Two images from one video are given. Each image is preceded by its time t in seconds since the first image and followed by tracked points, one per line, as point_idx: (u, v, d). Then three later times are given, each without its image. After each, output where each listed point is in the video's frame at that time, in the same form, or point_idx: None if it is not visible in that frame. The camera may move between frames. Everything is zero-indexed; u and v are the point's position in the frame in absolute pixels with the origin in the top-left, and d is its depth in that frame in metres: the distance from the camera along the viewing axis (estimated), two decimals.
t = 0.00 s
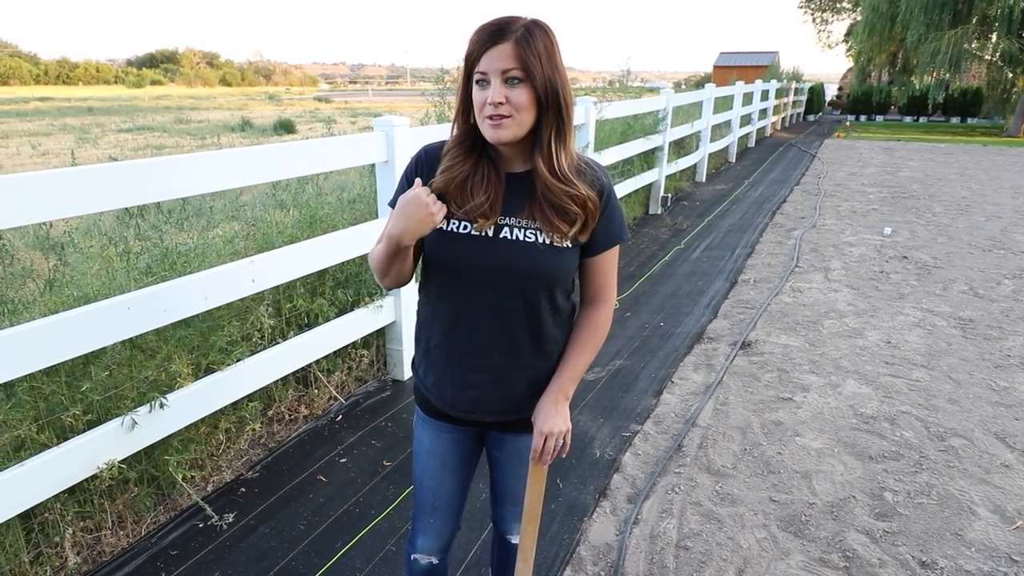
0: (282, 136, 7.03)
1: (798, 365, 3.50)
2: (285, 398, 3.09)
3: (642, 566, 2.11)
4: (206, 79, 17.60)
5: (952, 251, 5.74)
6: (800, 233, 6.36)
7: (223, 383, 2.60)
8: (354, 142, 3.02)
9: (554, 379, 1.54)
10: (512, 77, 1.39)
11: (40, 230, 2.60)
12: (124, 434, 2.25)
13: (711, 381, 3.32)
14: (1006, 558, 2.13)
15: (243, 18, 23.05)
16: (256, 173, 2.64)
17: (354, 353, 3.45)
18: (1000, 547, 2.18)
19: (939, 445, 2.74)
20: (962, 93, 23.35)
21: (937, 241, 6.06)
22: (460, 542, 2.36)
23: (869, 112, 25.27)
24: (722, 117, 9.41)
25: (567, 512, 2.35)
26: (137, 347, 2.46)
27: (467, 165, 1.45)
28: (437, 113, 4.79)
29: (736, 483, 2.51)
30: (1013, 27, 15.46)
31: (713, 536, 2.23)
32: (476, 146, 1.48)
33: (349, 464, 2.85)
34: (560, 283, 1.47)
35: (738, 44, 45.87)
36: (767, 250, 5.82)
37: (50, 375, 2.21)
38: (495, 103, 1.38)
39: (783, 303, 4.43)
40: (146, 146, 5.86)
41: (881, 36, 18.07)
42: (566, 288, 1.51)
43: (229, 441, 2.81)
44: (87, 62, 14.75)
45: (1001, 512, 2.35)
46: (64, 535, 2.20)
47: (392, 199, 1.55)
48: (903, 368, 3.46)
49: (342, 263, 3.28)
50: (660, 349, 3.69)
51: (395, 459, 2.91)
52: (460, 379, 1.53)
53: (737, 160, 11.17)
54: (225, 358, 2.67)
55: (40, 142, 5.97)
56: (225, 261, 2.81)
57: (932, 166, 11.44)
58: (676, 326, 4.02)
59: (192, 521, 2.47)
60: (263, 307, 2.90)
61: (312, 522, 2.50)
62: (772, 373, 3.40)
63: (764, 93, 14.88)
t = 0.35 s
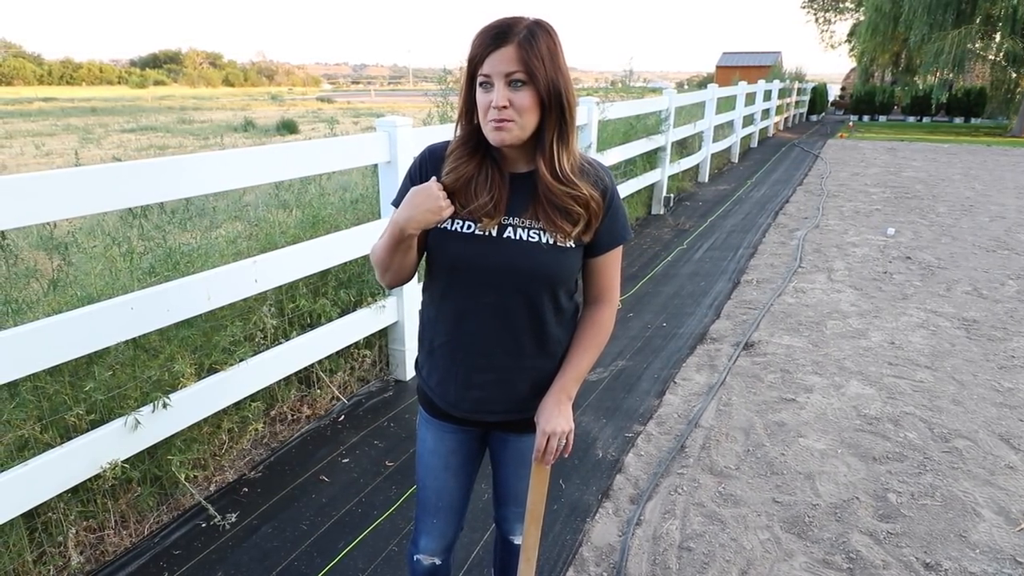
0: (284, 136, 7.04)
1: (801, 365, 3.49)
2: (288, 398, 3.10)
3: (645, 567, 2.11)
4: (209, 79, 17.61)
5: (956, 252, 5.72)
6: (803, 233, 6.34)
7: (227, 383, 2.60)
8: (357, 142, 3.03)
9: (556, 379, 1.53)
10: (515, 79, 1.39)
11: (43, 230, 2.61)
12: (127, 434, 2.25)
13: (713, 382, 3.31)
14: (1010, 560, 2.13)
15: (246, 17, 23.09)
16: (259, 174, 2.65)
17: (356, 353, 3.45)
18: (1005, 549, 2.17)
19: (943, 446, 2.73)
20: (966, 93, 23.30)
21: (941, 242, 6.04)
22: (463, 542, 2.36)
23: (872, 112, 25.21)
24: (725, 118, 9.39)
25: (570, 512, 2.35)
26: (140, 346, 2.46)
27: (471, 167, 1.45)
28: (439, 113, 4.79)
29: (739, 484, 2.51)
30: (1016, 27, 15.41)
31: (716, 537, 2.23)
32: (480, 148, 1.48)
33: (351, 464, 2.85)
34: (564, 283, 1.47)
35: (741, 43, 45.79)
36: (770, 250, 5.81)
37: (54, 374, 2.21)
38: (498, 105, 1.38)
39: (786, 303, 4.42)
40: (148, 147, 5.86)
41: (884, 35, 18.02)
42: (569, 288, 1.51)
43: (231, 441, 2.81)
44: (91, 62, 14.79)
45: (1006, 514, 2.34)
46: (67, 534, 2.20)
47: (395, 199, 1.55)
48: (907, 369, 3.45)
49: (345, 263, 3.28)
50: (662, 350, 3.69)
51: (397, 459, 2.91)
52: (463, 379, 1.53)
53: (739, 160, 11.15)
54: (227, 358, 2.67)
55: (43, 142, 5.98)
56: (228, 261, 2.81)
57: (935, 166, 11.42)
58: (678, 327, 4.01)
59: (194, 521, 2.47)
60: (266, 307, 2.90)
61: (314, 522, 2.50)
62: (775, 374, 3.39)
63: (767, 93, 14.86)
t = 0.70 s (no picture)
0: (287, 137, 7.06)
1: (805, 367, 3.48)
2: (291, 399, 3.10)
3: (648, 569, 2.11)
4: (212, 80, 17.66)
5: (960, 253, 5.70)
6: (806, 235, 6.33)
7: (230, 384, 2.61)
8: (361, 144, 3.03)
9: (559, 380, 1.53)
10: (521, 81, 1.39)
11: (48, 231, 2.62)
12: (131, 434, 2.26)
13: (717, 383, 3.30)
14: (1015, 563, 2.12)
15: (250, 18, 23.16)
16: (263, 176, 2.66)
17: (360, 354, 3.46)
18: (1010, 552, 2.16)
19: (947, 449, 2.72)
20: (970, 95, 23.24)
21: (944, 243, 6.03)
22: (466, 544, 2.36)
23: (876, 114, 25.17)
24: (728, 119, 9.39)
25: (573, 514, 2.34)
26: (144, 347, 2.47)
27: (476, 169, 1.45)
28: (442, 114, 4.79)
29: (743, 486, 2.50)
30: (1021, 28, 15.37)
31: (720, 539, 2.22)
32: (485, 150, 1.49)
33: (354, 465, 2.85)
34: (568, 284, 1.47)
35: (744, 44, 45.74)
36: (773, 252, 5.80)
37: (58, 375, 2.22)
38: (503, 108, 1.38)
39: (789, 305, 4.41)
40: (152, 148, 5.88)
41: (887, 36, 18.01)
42: (573, 290, 1.51)
43: (235, 442, 2.81)
44: (96, 63, 14.86)
45: (1010, 517, 2.33)
46: (71, 534, 2.21)
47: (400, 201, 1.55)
48: (911, 371, 3.44)
49: (348, 265, 3.29)
50: (665, 351, 3.68)
51: (400, 460, 2.91)
52: (467, 380, 1.53)
53: (743, 161, 11.14)
54: (232, 358, 2.69)
55: (48, 143, 6.01)
56: (232, 262, 2.81)
57: (939, 167, 11.40)
58: (681, 329, 4.01)
59: (198, 521, 2.47)
60: (269, 308, 2.91)
61: (317, 523, 2.50)
62: (778, 376, 3.39)
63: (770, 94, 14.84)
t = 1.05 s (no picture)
0: (289, 138, 7.07)
1: (808, 369, 3.47)
2: (293, 399, 3.10)
3: (651, 571, 2.10)
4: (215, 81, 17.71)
5: (963, 255, 5.69)
6: (809, 236, 6.31)
7: (233, 385, 2.61)
8: (362, 145, 3.03)
9: (565, 380, 1.53)
10: (529, 80, 1.38)
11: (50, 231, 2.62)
12: (133, 435, 2.26)
13: (719, 385, 3.30)
14: (1020, 566, 2.10)
15: (254, 19, 23.21)
16: (265, 177, 2.66)
17: (361, 355, 3.45)
18: (1015, 555, 2.15)
19: (952, 451, 2.71)
20: (973, 96, 23.21)
21: (948, 245, 6.01)
22: (468, 545, 2.35)
23: (878, 114, 25.13)
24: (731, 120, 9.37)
25: (575, 515, 2.34)
26: (146, 347, 2.46)
27: (480, 167, 1.44)
28: (445, 115, 4.79)
29: (745, 488, 2.49)
30: None
31: (723, 541, 2.21)
32: (489, 147, 1.48)
33: (356, 466, 2.85)
34: (573, 284, 1.46)
35: (747, 45, 45.72)
36: (776, 253, 5.79)
37: (61, 375, 2.22)
38: (510, 106, 1.38)
39: (792, 306, 4.40)
40: (155, 149, 5.91)
41: (890, 38, 17.99)
42: (578, 289, 1.50)
43: (236, 443, 2.81)
44: (99, 65, 14.90)
45: (1015, 520, 2.31)
46: (73, 535, 2.21)
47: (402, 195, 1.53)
48: (915, 372, 3.43)
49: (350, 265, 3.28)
50: (668, 352, 3.67)
51: (402, 461, 2.90)
52: (471, 381, 1.52)
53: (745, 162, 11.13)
54: (233, 359, 2.69)
55: (51, 143, 6.04)
56: (234, 263, 2.81)
57: (942, 168, 11.37)
58: (684, 330, 4.00)
59: (199, 522, 2.47)
60: (271, 308, 2.90)
61: (319, 524, 2.50)
62: (781, 377, 3.38)
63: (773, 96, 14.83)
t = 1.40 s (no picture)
0: (292, 138, 7.07)
1: (813, 371, 3.46)
2: (297, 401, 3.09)
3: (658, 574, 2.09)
4: (218, 81, 17.70)
5: (969, 256, 5.67)
6: (813, 237, 6.30)
7: (237, 386, 2.60)
8: (367, 146, 3.02)
9: (572, 383, 1.52)
10: (566, 83, 1.40)
11: (54, 232, 2.62)
12: (138, 436, 2.25)
13: (725, 387, 3.28)
14: None
15: (256, 19, 23.20)
16: (269, 177, 2.66)
17: (365, 356, 3.44)
18: None
19: (959, 454, 2.69)
20: (976, 97, 23.16)
21: (953, 246, 5.99)
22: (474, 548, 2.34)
23: (881, 115, 25.08)
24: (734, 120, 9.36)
25: (581, 518, 2.33)
26: (151, 348, 2.46)
27: (492, 164, 1.44)
28: (449, 116, 4.78)
29: (752, 491, 2.48)
30: None
31: (730, 544, 2.20)
32: (503, 146, 1.48)
33: (361, 468, 2.84)
34: (581, 286, 1.45)
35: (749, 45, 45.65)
36: (780, 254, 5.78)
37: (66, 376, 2.22)
38: (544, 104, 1.39)
39: (797, 308, 4.39)
40: (158, 149, 5.90)
41: (894, 38, 17.96)
42: (585, 291, 1.49)
43: (241, 444, 2.81)
44: (101, 65, 14.89)
45: None
46: (77, 536, 2.20)
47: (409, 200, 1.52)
48: (921, 375, 3.41)
49: (355, 266, 3.27)
50: (673, 354, 3.66)
51: (407, 462, 2.89)
52: (478, 385, 1.51)
53: (748, 163, 11.11)
54: (238, 360, 2.68)
55: (53, 144, 6.03)
56: (238, 264, 2.80)
57: (946, 169, 11.35)
58: (688, 331, 3.99)
59: (204, 524, 2.46)
60: (276, 310, 2.90)
61: (324, 526, 2.49)
62: (787, 379, 3.36)
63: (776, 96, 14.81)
